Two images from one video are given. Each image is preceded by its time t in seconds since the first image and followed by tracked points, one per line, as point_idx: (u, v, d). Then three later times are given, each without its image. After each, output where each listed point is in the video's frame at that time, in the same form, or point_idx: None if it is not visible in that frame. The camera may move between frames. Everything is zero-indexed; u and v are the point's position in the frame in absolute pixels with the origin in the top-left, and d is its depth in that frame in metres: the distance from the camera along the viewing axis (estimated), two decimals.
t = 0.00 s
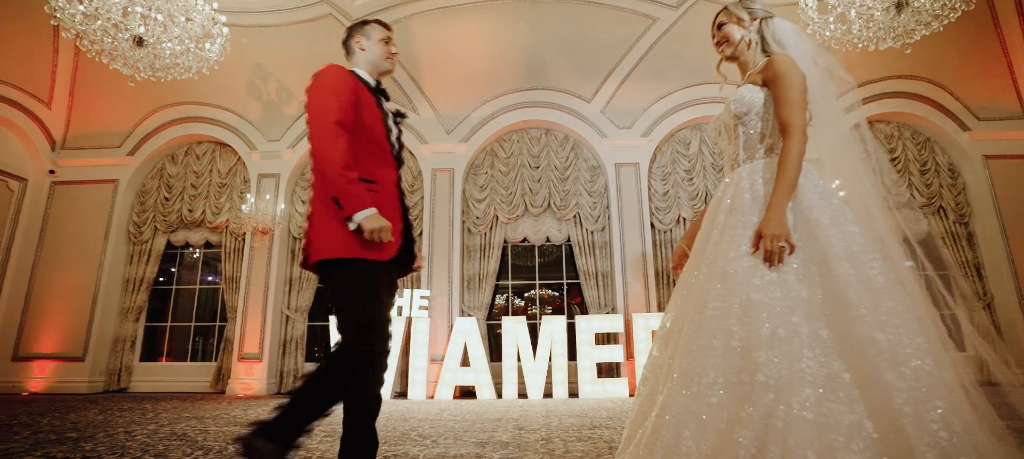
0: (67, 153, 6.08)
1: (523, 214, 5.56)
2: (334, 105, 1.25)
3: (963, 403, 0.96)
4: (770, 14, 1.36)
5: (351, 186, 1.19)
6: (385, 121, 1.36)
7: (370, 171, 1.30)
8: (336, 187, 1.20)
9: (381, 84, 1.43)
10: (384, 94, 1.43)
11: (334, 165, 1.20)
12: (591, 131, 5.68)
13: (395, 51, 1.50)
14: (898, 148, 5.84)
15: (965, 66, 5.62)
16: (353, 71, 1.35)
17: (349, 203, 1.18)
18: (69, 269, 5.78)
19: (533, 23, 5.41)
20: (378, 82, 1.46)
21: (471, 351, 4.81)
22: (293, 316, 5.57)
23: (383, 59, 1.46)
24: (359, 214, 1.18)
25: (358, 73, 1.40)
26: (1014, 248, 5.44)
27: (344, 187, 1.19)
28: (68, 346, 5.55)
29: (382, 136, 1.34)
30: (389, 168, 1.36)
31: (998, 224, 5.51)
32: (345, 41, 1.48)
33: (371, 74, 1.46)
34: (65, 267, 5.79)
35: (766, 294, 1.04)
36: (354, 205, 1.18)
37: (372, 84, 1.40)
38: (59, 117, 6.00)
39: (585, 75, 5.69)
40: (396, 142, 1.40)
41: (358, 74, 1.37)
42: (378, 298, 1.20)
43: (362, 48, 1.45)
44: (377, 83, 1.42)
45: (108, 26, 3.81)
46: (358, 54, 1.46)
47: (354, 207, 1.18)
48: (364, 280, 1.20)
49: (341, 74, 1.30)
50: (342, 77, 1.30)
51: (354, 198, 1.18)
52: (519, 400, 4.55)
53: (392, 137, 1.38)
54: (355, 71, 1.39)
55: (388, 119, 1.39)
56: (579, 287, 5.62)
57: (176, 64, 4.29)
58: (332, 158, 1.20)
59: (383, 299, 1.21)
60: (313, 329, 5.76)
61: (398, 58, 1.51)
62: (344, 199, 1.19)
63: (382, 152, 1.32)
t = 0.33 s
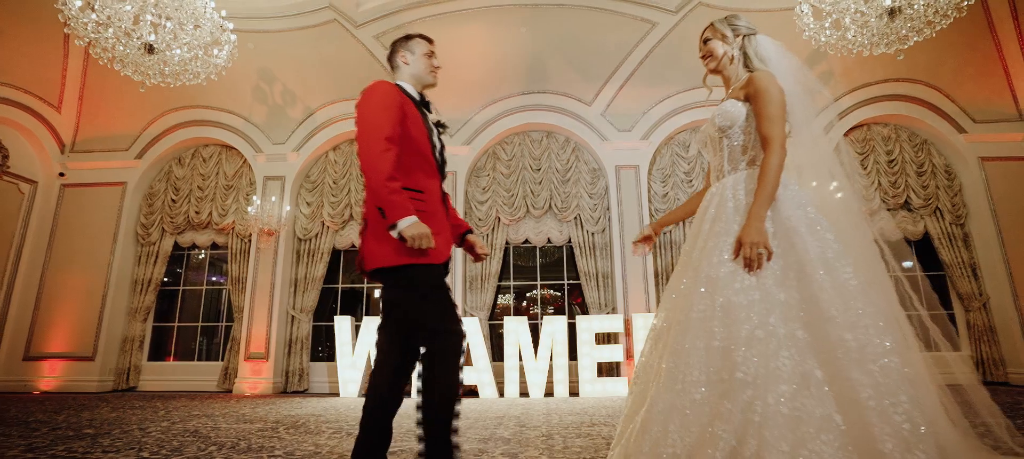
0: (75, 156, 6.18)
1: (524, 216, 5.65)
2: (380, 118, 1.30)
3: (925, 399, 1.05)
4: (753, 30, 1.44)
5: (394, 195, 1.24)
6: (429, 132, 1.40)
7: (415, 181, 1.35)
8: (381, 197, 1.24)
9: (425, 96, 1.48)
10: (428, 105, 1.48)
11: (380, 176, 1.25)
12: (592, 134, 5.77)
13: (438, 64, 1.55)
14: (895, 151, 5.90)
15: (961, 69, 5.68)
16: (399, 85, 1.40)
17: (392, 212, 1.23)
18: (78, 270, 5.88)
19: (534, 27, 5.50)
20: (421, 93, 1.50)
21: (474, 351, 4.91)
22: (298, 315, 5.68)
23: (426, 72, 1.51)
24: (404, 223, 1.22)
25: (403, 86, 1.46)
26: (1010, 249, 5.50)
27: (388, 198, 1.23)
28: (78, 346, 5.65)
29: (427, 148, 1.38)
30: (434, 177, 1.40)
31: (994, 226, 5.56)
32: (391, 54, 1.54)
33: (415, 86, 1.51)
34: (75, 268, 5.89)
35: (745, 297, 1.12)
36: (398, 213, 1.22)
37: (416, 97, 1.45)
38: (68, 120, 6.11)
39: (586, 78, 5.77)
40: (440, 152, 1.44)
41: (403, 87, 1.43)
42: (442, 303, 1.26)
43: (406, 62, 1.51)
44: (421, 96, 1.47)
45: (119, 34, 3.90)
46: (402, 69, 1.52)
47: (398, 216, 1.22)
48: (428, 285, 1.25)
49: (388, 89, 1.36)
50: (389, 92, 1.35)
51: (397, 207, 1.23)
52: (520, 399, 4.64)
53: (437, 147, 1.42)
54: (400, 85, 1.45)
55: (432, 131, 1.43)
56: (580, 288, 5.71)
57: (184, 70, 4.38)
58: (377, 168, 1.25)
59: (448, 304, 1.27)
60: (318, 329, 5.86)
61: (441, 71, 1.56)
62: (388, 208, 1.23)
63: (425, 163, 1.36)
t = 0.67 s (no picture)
0: (85, 159, 6.30)
1: (526, 218, 5.73)
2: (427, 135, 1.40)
3: (891, 393, 1.14)
4: (736, 48, 1.53)
5: (442, 209, 1.34)
6: (472, 146, 1.51)
7: (460, 193, 1.46)
8: (430, 211, 1.35)
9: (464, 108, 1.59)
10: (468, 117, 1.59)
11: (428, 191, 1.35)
12: (592, 137, 5.87)
13: (476, 79, 1.70)
14: (892, 153, 5.98)
15: (958, 73, 5.74)
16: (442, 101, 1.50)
17: (441, 224, 1.34)
18: (89, 272, 6.00)
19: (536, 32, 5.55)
20: (461, 106, 1.63)
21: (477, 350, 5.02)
22: (304, 316, 5.77)
23: (467, 86, 1.65)
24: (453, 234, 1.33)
25: (445, 100, 1.57)
26: (1006, 250, 5.56)
27: (437, 211, 1.34)
28: (90, 346, 5.76)
29: (470, 161, 1.49)
30: (476, 189, 1.51)
31: (990, 228, 5.63)
32: (431, 70, 1.68)
33: (456, 99, 1.65)
34: (85, 269, 6.01)
35: (727, 301, 1.21)
36: (448, 226, 1.33)
37: (459, 112, 1.56)
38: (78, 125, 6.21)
39: (586, 82, 5.85)
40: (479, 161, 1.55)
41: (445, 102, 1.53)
42: (490, 312, 1.40)
43: (448, 77, 1.65)
44: (463, 110, 1.58)
45: (131, 42, 3.99)
46: (444, 82, 1.65)
47: (446, 229, 1.33)
48: (476, 296, 1.39)
49: (433, 106, 1.46)
50: (433, 109, 1.45)
51: (445, 220, 1.34)
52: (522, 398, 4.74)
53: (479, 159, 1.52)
54: (443, 99, 1.55)
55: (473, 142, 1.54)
56: (581, 289, 5.79)
57: (194, 76, 4.48)
58: (425, 184, 1.36)
59: (494, 312, 1.41)
60: (323, 330, 5.96)
61: (479, 84, 1.70)
62: (438, 221, 1.34)
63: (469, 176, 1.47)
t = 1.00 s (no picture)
0: (95, 163, 6.42)
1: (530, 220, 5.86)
2: (481, 148, 1.51)
3: (863, 388, 1.23)
4: (719, 65, 1.63)
5: (504, 220, 1.43)
6: (520, 155, 1.61)
7: (514, 202, 1.55)
8: (493, 221, 1.44)
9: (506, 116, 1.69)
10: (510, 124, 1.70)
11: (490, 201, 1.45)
12: (593, 140, 5.98)
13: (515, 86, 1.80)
14: (889, 156, 6.06)
15: (953, 76, 5.79)
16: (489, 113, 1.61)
17: (505, 234, 1.42)
18: (99, 273, 6.11)
19: (536, 38, 5.62)
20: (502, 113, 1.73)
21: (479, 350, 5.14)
22: (310, 316, 5.88)
23: (507, 93, 1.75)
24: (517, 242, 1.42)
25: (487, 109, 1.68)
26: (1002, 251, 5.63)
27: (501, 221, 1.43)
28: (100, 345, 5.88)
29: (520, 170, 1.58)
30: (527, 196, 1.60)
31: (986, 229, 5.70)
32: (472, 79, 1.79)
33: (497, 106, 1.76)
34: (95, 270, 6.12)
35: (710, 303, 1.31)
36: (511, 235, 1.42)
37: (501, 119, 1.67)
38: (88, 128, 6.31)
39: (587, 86, 5.94)
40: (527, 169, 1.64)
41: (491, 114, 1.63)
42: (540, 324, 1.48)
43: (489, 85, 1.75)
44: (505, 118, 1.68)
45: (142, 49, 4.09)
46: (485, 91, 1.76)
47: (510, 237, 1.41)
48: (535, 302, 1.49)
49: (483, 120, 1.56)
50: (483, 123, 1.56)
51: (508, 229, 1.42)
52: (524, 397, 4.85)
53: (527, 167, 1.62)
54: (485, 108, 1.66)
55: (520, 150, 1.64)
56: (582, 290, 5.87)
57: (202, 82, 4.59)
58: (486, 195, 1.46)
59: (545, 324, 1.48)
60: (328, 330, 6.05)
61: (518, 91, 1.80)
62: (501, 231, 1.43)
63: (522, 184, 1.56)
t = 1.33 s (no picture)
0: (102, 165, 6.51)
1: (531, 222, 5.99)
2: (523, 148, 1.62)
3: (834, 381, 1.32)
4: (702, 82, 1.74)
5: (551, 212, 1.53)
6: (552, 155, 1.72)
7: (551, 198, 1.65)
8: (539, 214, 1.54)
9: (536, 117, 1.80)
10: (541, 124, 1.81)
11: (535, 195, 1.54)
12: (593, 143, 6.09)
13: (545, 87, 1.89)
14: (885, 158, 6.14)
15: (949, 80, 5.86)
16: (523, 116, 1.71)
17: (552, 226, 1.52)
18: (106, 274, 6.21)
19: (536, 42, 5.70)
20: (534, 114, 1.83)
21: (481, 349, 5.23)
22: (313, 316, 5.97)
23: (538, 94, 1.85)
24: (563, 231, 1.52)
25: (519, 109, 1.78)
26: (995, 253, 5.71)
27: (549, 213, 1.52)
28: (108, 345, 5.98)
29: (554, 170, 1.69)
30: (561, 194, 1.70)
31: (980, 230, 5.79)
32: (505, 80, 1.88)
33: (528, 106, 1.85)
34: (103, 271, 6.22)
35: (692, 304, 1.40)
36: (558, 226, 1.51)
37: (533, 120, 1.78)
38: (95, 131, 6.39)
39: (587, 90, 6.03)
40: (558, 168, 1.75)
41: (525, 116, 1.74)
42: (563, 325, 1.56)
43: (521, 86, 1.85)
44: (536, 118, 1.79)
45: (151, 55, 4.18)
46: (517, 92, 1.85)
47: (557, 228, 1.51)
48: (557, 298, 1.57)
49: (520, 122, 1.66)
50: (521, 124, 1.66)
51: (556, 220, 1.52)
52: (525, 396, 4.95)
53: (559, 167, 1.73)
54: (518, 109, 1.76)
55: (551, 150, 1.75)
56: (581, 290, 5.97)
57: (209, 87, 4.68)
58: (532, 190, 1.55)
59: (567, 326, 1.56)
60: (332, 330, 6.15)
61: (548, 92, 1.90)
62: (548, 223, 1.52)
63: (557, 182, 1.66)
